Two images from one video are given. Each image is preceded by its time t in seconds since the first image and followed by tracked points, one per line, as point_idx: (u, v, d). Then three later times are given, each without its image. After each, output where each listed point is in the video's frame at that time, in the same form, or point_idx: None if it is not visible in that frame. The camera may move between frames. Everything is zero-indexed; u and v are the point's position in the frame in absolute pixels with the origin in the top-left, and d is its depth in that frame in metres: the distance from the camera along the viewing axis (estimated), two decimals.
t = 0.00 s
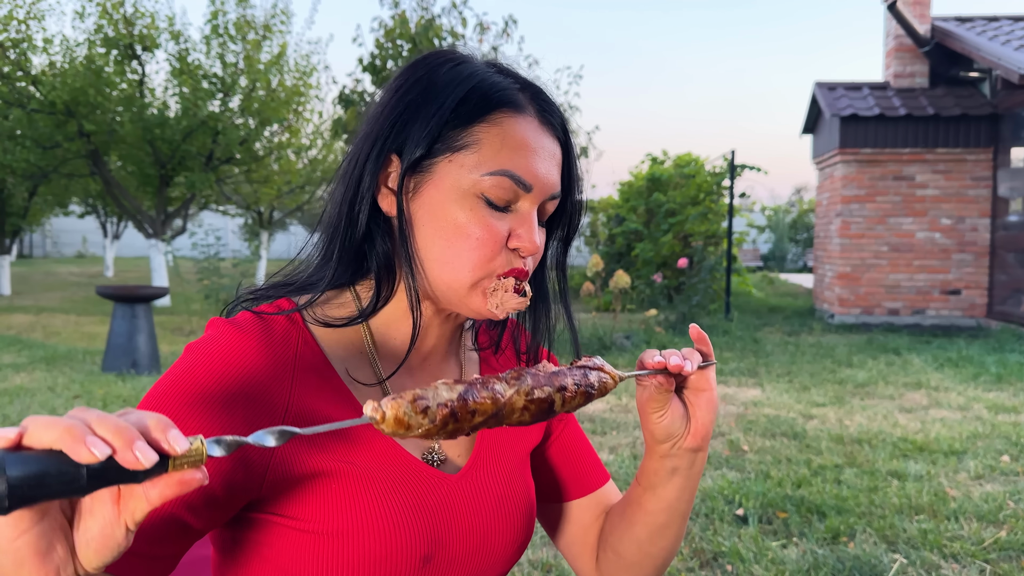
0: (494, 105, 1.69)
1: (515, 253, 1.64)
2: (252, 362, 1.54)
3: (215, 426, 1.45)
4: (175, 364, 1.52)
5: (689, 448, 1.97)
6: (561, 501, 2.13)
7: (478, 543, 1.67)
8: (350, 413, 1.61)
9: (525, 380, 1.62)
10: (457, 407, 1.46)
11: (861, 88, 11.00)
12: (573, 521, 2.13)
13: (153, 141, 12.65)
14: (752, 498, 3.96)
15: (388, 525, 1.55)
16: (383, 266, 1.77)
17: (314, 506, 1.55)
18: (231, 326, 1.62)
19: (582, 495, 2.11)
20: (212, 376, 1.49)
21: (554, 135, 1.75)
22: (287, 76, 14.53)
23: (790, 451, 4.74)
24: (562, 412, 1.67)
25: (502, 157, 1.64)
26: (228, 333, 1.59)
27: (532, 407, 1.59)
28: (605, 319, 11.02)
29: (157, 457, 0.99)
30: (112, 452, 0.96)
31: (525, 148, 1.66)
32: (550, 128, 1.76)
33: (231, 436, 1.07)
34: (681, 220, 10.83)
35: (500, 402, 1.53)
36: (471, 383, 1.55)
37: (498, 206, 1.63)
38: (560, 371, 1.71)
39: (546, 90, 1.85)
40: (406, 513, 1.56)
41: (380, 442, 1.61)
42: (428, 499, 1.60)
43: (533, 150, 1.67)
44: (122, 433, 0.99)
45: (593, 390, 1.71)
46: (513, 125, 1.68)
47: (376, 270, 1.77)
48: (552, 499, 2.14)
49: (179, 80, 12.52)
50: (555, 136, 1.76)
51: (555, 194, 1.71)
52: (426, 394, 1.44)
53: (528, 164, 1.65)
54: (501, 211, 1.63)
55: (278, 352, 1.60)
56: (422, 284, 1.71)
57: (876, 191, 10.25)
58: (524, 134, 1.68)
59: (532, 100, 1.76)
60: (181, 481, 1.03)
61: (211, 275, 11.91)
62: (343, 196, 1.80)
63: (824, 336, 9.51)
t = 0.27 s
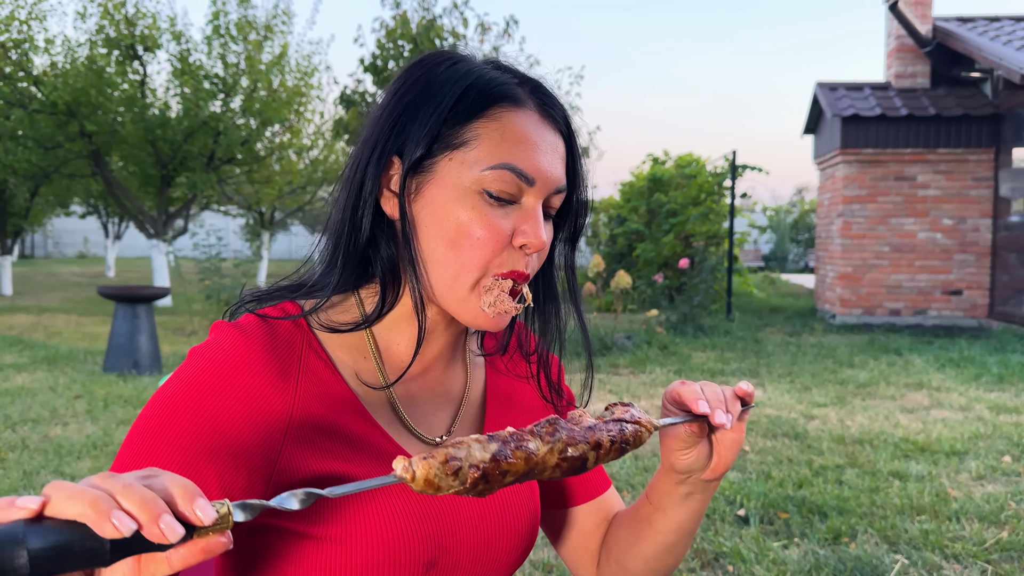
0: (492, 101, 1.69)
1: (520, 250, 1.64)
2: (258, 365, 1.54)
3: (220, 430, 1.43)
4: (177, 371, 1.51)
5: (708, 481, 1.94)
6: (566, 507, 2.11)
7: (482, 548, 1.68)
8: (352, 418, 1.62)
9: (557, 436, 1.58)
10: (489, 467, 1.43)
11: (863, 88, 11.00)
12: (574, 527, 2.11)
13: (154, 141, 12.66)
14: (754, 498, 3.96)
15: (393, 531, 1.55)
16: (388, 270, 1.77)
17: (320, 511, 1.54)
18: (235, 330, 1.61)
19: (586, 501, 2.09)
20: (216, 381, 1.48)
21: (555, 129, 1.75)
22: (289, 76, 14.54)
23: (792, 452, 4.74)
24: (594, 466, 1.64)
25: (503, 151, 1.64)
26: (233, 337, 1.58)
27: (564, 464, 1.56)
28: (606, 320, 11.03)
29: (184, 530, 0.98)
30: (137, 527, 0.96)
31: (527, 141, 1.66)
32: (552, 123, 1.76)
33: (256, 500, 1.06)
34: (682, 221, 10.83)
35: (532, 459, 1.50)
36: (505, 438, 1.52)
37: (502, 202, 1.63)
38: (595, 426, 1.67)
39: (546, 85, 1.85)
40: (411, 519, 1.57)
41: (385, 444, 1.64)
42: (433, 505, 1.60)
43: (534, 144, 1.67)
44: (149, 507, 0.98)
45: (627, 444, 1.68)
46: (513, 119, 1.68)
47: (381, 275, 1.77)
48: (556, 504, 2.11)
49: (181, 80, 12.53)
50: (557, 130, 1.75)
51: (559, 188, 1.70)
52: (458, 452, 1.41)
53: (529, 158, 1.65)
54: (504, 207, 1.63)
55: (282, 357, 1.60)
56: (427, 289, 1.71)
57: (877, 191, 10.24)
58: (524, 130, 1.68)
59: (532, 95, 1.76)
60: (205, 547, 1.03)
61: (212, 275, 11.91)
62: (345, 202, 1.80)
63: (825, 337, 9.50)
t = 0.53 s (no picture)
0: (498, 105, 1.69)
1: (528, 255, 1.62)
2: (265, 372, 1.53)
3: (228, 438, 1.44)
4: (183, 378, 1.51)
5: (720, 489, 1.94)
6: (571, 513, 2.09)
7: (486, 560, 1.67)
8: (359, 430, 1.61)
9: (582, 459, 1.58)
10: (516, 490, 1.43)
11: (864, 88, 10.99)
12: (579, 532, 2.10)
13: (156, 142, 12.67)
14: (755, 499, 3.96)
15: (398, 540, 1.55)
16: (397, 285, 1.75)
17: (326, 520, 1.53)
18: (242, 336, 1.61)
19: (591, 507, 2.08)
20: (223, 390, 1.48)
21: (565, 132, 1.74)
22: (290, 77, 14.54)
23: (793, 452, 4.73)
24: (618, 489, 1.64)
25: (508, 154, 1.64)
26: (240, 343, 1.58)
27: (588, 486, 1.57)
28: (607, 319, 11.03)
29: (219, 550, 1.02)
30: (173, 549, 1.00)
31: (533, 144, 1.65)
32: (561, 125, 1.75)
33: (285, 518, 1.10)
34: (683, 221, 10.82)
35: (558, 482, 1.51)
36: (533, 460, 1.53)
37: (508, 206, 1.62)
38: (621, 449, 1.67)
39: (556, 88, 1.84)
40: (416, 532, 1.56)
41: (391, 452, 1.64)
42: (438, 518, 1.60)
43: (540, 147, 1.66)
44: (184, 528, 1.02)
45: (651, 467, 1.67)
46: (519, 122, 1.68)
47: (389, 290, 1.76)
48: (561, 511, 2.09)
49: (182, 81, 12.53)
50: (566, 133, 1.74)
51: (568, 191, 1.69)
52: (486, 474, 1.42)
53: (535, 161, 1.64)
54: (511, 211, 1.62)
55: (289, 366, 1.60)
56: (435, 300, 1.70)
57: (879, 191, 10.24)
58: (531, 132, 1.67)
59: (540, 98, 1.75)
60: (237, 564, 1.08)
61: (213, 275, 11.92)
62: (353, 213, 1.80)
63: (826, 337, 9.49)
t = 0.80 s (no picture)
0: (508, 119, 1.68)
1: (535, 274, 1.59)
2: (269, 380, 1.53)
3: (228, 443, 1.44)
4: (186, 382, 1.51)
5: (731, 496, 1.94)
6: (572, 519, 2.07)
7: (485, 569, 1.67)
8: (361, 442, 1.60)
9: (598, 458, 1.59)
10: (534, 488, 1.44)
11: (865, 88, 10.99)
12: (581, 537, 2.08)
13: (156, 142, 12.67)
14: (755, 499, 3.96)
15: (396, 548, 1.54)
16: (403, 300, 1.74)
17: (324, 528, 1.52)
18: (245, 340, 1.61)
19: (594, 512, 2.06)
20: (225, 396, 1.48)
21: (579, 148, 1.71)
22: (290, 77, 14.53)
23: (794, 452, 4.73)
24: (634, 489, 1.64)
25: (516, 170, 1.62)
26: (244, 348, 1.57)
27: (605, 486, 1.58)
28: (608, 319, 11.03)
29: (243, 540, 1.03)
30: (198, 537, 1.01)
31: (543, 159, 1.63)
32: (574, 140, 1.72)
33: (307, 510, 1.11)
34: (684, 221, 10.82)
35: (576, 479, 1.51)
36: (552, 458, 1.53)
37: (515, 223, 1.60)
38: (639, 449, 1.66)
39: (572, 102, 1.81)
40: (416, 542, 1.56)
41: (393, 462, 1.63)
42: (438, 527, 1.60)
43: (551, 163, 1.64)
44: (209, 516, 1.03)
45: (668, 469, 1.66)
46: (529, 137, 1.66)
47: (397, 306, 1.74)
48: (562, 516, 2.07)
49: (182, 81, 12.53)
50: (580, 150, 1.71)
51: (580, 208, 1.66)
52: (507, 471, 1.43)
53: (544, 178, 1.62)
54: (518, 228, 1.59)
55: (293, 373, 1.59)
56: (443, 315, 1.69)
57: (879, 191, 10.24)
58: (541, 147, 1.65)
59: (553, 112, 1.73)
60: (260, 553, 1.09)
61: (214, 276, 11.93)
62: (364, 226, 1.80)
63: (827, 337, 9.49)
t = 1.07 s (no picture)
0: (478, 89, 1.72)
1: (529, 220, 1.57)
2: (270, 381, 1.52)
3: (230, 444, 1.44)
4: (187, 381, 1.51)
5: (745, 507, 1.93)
6: (575, 521, 2.07)
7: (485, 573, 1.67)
8: (363, 441, 1.59)
9: (614, 471, 1.57)
10: (547, 500, 1.43)
11: (865, 88, 10.98)
12: (585, 540, 2.08)
13: (156, 142, 12.67)
14: (756, 500, 3.96)
15: (395, 556, 1.54)
16: (404, 294, 1.73)
17: (325, 533, 1.52)
18: (247, 340, 1.61)
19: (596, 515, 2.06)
20: (227, 397, 1.48)
21: (550, 109, 1.74)
22: (290, 77, 14.52)
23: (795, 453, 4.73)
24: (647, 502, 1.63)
25: (492, 127, 1.64)
26: (245, 348, 1.57)
27: (618, 499, 1.56)
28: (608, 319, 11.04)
29: (254, 549, 1.03)
30: (209, 546, 1.00)
31: (517, 116, 1.66)
32: (548, 104, 1.75)
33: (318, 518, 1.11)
34: (684, 221, 10.82)
35: (589, 493, 1.50)
36: (567, 470, 1.51)
37: (501, 175, 1.59)
38: (657, 463, 1.63)
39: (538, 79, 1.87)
40: (417, 545, 1.55)
41: (394, 465, 1.61)
42: (439, 531, 1.59)
43: (525, 119, 1.66)
44: (221, 525, 1.02)
45: (683, 484, 1.64)
46: (500, 100, 1.70)
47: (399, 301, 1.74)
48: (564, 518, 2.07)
49: (182, 81, 12.53)
50: (552, 110, 1.74)
51: (560, 160, 1.67)
52: (521, 482, 1.41)
53: (525, 132, 1.64)
54: (504, 180, 1.59)
55: (294, 373, 1.59)
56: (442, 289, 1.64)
57: (880, 191, 10.23)
58: (518, 107, 1.68)
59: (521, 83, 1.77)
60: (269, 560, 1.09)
61: (214, 276, 11.92)
62: (354, 223, 1.81)
63: (827, 337, 9.48)
